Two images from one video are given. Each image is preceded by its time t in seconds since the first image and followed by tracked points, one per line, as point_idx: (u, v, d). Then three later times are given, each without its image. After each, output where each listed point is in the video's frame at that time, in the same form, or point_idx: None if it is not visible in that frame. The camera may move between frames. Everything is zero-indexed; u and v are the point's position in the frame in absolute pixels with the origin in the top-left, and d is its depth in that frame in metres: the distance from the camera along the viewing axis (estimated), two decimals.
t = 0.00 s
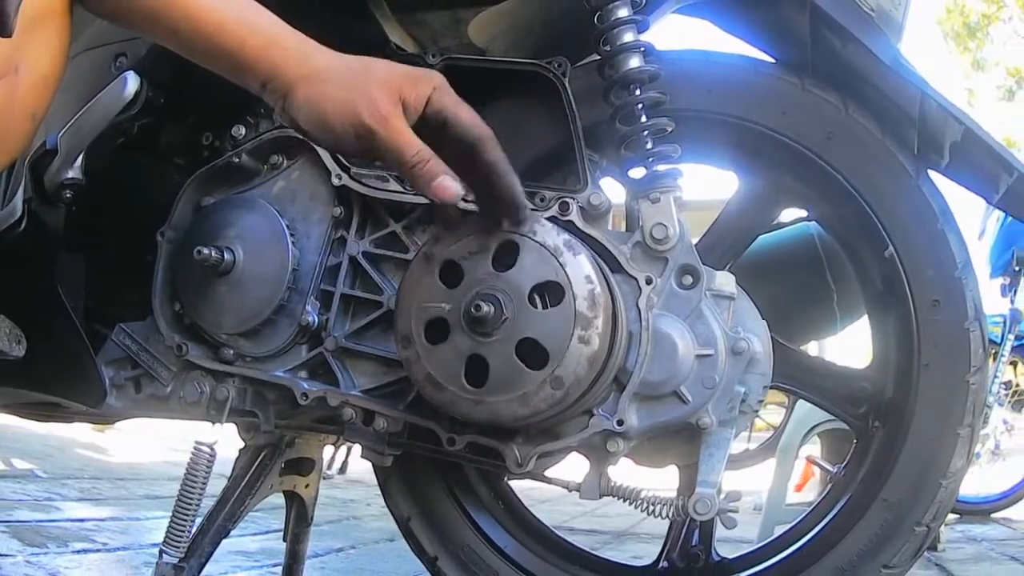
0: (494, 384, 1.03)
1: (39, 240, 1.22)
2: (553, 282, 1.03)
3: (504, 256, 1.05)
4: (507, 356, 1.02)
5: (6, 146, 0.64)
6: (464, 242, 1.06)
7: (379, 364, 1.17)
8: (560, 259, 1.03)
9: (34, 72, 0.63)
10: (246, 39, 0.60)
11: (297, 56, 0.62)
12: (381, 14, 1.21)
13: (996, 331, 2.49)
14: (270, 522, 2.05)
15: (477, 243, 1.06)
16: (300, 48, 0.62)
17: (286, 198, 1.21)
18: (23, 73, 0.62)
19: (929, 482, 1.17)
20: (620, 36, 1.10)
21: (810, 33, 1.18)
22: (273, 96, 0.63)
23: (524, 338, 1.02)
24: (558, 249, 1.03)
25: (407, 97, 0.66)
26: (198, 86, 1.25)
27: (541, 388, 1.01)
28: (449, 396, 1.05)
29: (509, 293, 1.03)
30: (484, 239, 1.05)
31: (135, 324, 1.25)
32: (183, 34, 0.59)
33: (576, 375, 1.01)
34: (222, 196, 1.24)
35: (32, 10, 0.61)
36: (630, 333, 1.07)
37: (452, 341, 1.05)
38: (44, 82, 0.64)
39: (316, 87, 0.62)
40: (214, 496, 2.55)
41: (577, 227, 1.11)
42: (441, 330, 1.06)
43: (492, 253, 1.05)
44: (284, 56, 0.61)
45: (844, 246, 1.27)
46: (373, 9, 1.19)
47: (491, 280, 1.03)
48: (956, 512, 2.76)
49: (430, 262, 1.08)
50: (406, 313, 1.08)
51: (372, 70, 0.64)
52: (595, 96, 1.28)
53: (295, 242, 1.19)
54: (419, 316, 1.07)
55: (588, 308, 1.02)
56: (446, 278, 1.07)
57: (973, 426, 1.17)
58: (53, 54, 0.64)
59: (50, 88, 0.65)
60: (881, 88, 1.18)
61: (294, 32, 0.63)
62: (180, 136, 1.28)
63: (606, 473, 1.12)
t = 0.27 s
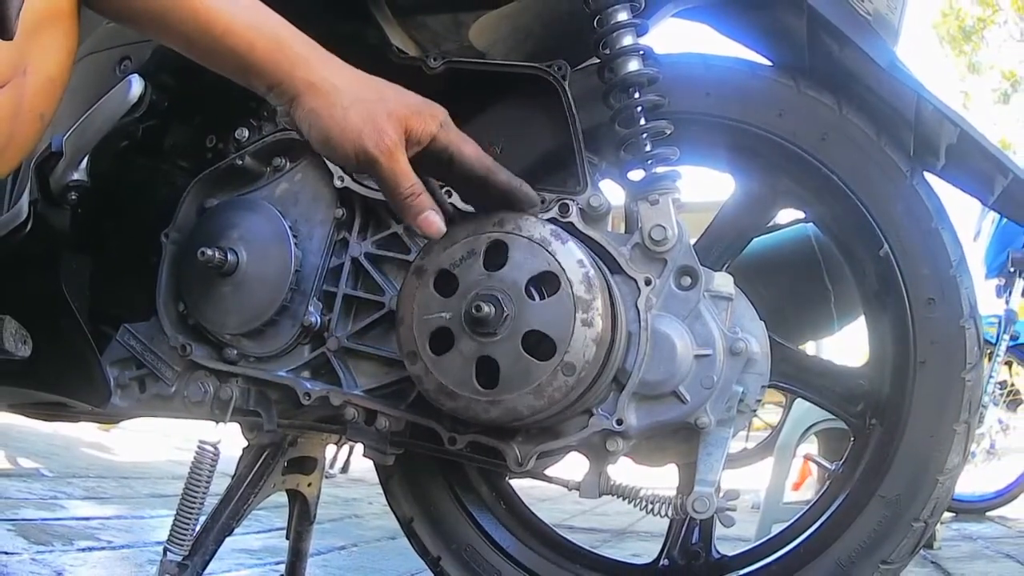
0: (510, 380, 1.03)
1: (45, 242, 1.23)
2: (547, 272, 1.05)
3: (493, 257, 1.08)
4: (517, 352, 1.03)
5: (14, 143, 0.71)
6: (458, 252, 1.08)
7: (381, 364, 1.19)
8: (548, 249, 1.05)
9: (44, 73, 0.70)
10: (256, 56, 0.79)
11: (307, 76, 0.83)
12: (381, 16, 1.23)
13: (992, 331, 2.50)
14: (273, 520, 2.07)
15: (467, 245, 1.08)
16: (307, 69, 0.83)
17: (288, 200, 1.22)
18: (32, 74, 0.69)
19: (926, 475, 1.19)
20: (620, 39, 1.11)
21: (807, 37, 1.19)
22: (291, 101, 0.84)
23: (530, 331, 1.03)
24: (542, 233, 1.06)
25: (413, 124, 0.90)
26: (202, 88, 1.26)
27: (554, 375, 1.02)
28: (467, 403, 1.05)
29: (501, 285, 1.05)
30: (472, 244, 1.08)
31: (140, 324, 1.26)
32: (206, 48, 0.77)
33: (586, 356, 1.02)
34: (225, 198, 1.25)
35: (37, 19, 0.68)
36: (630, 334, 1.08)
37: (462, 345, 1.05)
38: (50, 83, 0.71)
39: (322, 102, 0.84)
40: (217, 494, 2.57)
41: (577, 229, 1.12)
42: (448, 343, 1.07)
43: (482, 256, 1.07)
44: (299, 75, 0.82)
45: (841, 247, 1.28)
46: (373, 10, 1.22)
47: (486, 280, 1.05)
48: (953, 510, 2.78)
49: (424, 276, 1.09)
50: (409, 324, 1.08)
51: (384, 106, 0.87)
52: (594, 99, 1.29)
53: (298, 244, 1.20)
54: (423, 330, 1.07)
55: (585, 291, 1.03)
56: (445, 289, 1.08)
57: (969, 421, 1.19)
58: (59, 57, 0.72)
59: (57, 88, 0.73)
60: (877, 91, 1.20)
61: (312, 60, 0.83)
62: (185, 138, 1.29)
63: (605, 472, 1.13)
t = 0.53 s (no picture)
0: (522, 371, 1.04)
1: (50, 243, 1.26)
2: (538, 264, 1.06)
3: (483, 259, 1.09)
4: (525, 347, 1.04)
5: (22, 144, 0.71)
6: (448, 261, 1.09)
7: (383, 364, 1.20)
8: (536, 241, 1.07)
9: (51, 77, 0.70)
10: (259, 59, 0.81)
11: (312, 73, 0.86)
12: (383, 20, 1.25)
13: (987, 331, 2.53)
14: (276, 519, 2.08)
15: (454, 251, 1.09)
16: (312, 69, 0.85)
17: (291, 202, 1.24)
18: (40, 77, 0.69)
19: (924, 471, 1.20)
20: (619, 42, 1.13)
21: (804, 41, 1.20)
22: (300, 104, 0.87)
23: (533, 323, 1.04)
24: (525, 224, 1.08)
25: (420, 116, 0.97)
26: (206, 91, 1.27)
27: (564, 360, 1.03)
28: (485, 407, 1.06)
29: (494, 282, 1.06)
30: (460, 251, 1.09)
31: (144, 324, 1.27)
32: (208, 56, 0.78)
33: (591, 338, 1.03)
34: (229, 200, 1.26)
35: (45, 22, 0.68)
36: (629, 334, 1.09)
37: (471, 348, 1.06)
38: (57, 86, 0.71)
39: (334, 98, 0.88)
40: (221, 493, 2.59)
41: (576, 229, 1.14)
42: (455, 351, 1.08)
43: (473, 260, 1.08)
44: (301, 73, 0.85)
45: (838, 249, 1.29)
46: (375, 15, 1.24)
47: (482, 282, 1.07)
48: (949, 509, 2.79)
49: (420, 289, 1.10)
50: (415, 334, 1.09)
51: (392, 100, 0.94)
52: (594, 102, 1.31)
53: (301, 245, 1.21)
54: (428, 343, 1.08)
55: (579, 274, 1.05)
56: (441, 299, 1.09)
57: (966, 415, 1.20)
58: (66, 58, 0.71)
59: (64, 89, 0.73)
60: (874, 92, 1.20)
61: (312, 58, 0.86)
62: (189, 140, 1.30)
63: (605, 471, 1.14)
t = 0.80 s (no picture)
0: (524, 370, 1.05)
1: (56, 245, 1.27)
2: (537, 263, 1.08)
3: (482, 261, 1.10)
4: (527, 347, 1.05)
5: (23, 151, 0.67)
6: (446, 263, 1.11)
7: (385, 364, 1.21)
8: (532, 241, 1.08)
9: (54, 82, 0.67)
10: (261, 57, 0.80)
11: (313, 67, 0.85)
12: (385, 24, 1.27)
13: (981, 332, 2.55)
14: (279, 517, 2.09)
15: (452, 254, 1.11)
16: (313, 62, 0.85)
17: (294, 203, 1.25)
18: (44, 81, 0.66)
19: (921, 468, 1.21)
20: (619, 46, 1.14)
21: (800, 44, 1.22)
22: (302, 100, 0.86)
23: (534, 322, 1.06)
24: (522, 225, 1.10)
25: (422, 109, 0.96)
26: (209, 93, 1.29)
27: (566, 358, 1.04)
28: (488, 407, 1.07)
29: (492, 282, 1.07)
30: (458, 254, 1.10)
31: (148, 325, 1.29)
32: (208, 55, 0.77)
33: (591, 335, 1.04)
34: (232, 201, 1.28)
35: (47, 23, 0.65)
36: (628, 334, 1.11)
37: (474, 349, 1.07)
38: (61, 91, 0.68)
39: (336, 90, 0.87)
40: (225, 491, 2.60)
41: (576, 231, 1.16)
42: (457, 353, 1.09)
43: (472, 263, 1.10)
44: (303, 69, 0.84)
45: (835, 249, 1.31)
46: (378, 20, 1.26)
47: (481, 283, 1.08)
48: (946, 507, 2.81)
49: (421, 292, 1.11)
50: (416, 337, 1.10)
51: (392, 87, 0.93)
52: (593, 105, 1.32)
53: (303, 246, 1.23)
54: (430, 346, 1.09)
55: (577, 272, 1.06)
56: (441, 302, 1.11)
57: (962, 412, 1.21)
58: (68, 62, 0.68)
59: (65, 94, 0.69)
60: (871, 94, 1.22)
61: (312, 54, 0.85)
62: (193, 142, 1.31)
63: (604, 469, 1.16)
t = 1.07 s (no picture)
0: (524, 371, 1.07)
1: (60, 246, 1.28)
2: (538, 264, 1.09)
3: (482, 262, 1.12)
4: (527, 347, 1.07)
5: (33, 152, 0.68)
6: (447, 263, 1.12)
7: (387, 364, 1.23)
8: (533, 243, 1.10)
9: (65, 85, 0.68)
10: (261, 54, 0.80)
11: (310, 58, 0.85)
12: (387, 28, 1.29)
13: (978, 332, 2.56)
14: (282, 516, 2.11)
15: (454, 255, 1.12)
16: (315, 71, 0.85)
17: (297, 205, 1.26)
18: (53, 84, 0.67)
19: (917, 466, 1.23)
20: (618, 49, 1.15)
21: (798, 47, 1.23)
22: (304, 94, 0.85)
23: (534, 322, 1.07)
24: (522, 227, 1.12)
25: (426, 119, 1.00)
26: (213, 96, 1.30)
27: (565, 358, 1.05)
28: (489, 406, 1.08)
29: (493, 282, 1.09)
30: (460, 255, 1.12)
31: (152, 325, 1.30)
32: (210, 60, 0.77)
33: (591, 335, 1.06)
34: (235, 203, 1.29)
35: (55, 26, 0.66)
36: (627, 335, 1.12)
37: (475, 349, 1.08)
38: (71, 93, 0.69)
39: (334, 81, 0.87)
40: (228, 490, 2.62)
41: (575, 232, 1.17)
42: (457, 352, 1.11)
43: (473, 263, 1.11)
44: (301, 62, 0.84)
45: (832, 250, 1.32)
46: (379, 22, 1.29)
47: (482, 283, 1.09)
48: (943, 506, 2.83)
49: (422, 292, 1.12)
50: (417, 336, 1.11)
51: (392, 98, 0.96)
52: (593, 107, 1.34)
53: (306, 247, 1.24)
54: (431, 345, 1.10)
55: (578, 274, 1.08)
56: (443, 302, 1.12)
57: (958, 412, 1.23)
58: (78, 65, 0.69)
59: (75, 96, 0.70)
60: (866, 95, 1.23)
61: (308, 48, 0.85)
62: (196, 144, 1.32)
63: (603, 468, 1.17)
